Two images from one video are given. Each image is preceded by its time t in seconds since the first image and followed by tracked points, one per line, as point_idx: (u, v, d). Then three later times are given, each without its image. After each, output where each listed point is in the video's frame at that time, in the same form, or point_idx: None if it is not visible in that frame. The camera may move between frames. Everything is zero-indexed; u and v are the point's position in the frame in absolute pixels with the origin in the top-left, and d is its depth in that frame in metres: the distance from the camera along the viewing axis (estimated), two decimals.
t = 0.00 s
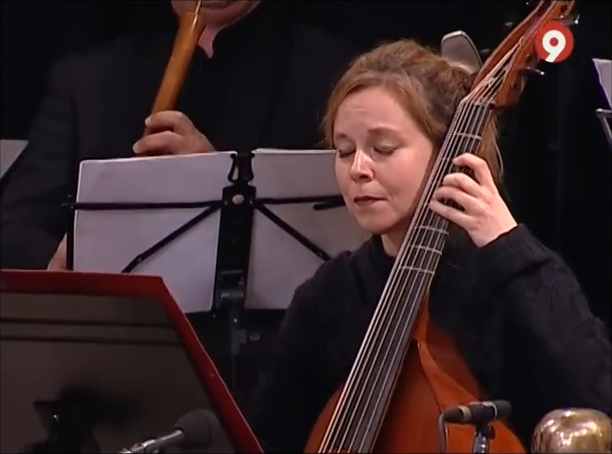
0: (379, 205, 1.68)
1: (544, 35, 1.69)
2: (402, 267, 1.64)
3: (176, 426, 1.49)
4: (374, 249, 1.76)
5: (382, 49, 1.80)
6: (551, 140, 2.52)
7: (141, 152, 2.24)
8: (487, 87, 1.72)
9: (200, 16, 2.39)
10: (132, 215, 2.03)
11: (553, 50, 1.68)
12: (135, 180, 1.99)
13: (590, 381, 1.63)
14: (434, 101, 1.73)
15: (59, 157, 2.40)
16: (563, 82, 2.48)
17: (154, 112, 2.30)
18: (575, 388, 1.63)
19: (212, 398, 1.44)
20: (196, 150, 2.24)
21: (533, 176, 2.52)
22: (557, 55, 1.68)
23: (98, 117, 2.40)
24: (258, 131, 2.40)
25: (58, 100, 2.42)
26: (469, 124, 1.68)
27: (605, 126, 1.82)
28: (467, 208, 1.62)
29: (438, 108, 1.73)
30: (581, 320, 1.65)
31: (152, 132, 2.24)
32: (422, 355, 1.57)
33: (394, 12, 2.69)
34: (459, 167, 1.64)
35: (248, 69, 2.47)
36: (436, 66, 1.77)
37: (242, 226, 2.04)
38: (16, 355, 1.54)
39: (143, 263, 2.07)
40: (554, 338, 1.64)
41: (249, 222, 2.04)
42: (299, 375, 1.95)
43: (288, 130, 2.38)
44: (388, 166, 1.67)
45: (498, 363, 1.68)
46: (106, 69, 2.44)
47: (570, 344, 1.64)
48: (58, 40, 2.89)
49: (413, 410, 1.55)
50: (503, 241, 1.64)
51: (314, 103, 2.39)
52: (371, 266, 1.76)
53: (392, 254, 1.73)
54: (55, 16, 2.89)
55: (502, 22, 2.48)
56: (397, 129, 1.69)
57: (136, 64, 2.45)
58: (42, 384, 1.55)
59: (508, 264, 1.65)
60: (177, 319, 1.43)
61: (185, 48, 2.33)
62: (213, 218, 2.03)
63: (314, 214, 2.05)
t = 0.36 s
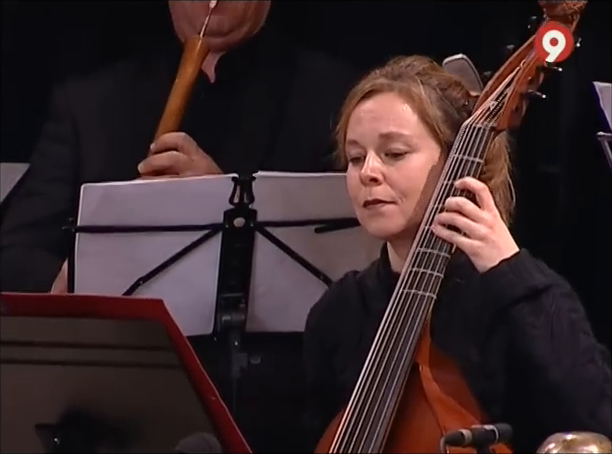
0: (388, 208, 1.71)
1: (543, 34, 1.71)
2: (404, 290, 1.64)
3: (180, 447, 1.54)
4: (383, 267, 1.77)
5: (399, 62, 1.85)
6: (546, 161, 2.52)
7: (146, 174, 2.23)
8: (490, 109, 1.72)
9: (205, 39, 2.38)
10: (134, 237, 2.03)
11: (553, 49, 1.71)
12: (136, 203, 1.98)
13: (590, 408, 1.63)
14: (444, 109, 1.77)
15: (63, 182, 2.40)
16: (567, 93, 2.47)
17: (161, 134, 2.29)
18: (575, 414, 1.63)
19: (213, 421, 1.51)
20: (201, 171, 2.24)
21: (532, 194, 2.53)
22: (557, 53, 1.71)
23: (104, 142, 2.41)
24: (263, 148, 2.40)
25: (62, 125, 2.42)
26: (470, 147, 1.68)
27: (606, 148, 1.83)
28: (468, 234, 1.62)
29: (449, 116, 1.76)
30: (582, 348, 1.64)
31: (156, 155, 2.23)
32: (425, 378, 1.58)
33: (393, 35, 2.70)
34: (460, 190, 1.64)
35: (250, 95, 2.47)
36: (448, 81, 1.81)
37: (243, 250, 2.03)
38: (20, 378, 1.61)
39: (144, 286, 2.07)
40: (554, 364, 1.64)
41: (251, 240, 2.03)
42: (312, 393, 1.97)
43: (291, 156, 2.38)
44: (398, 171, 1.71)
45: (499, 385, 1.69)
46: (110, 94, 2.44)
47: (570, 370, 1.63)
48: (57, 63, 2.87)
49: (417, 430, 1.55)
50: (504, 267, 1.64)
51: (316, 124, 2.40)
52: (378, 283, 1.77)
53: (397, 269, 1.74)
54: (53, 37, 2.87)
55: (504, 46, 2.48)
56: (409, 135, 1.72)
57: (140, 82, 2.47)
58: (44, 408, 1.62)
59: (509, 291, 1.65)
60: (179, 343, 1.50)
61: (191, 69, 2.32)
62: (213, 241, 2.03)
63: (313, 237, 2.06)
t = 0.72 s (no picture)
0: (397, 224, 1.72)
1: (543, 34, 1.69)
2: (406, 309, 1.64)
3: None
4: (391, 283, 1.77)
5: (406, 79, 1.85)
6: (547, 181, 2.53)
7: (150, 194, 2.23)
8: (492, 128, 1.72)
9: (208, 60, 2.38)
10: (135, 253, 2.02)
11: (552, 49, 1.69)
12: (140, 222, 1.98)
13: (591, 429, 1.63)
14: (452, 124, 1.77)
15: (64, 202, 2.37)
16: (571, 110, 2.46)
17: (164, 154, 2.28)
18: (576, 435, 1.63)
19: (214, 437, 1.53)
20: (204, 191, 2.24)
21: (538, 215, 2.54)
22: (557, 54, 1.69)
23: (105, 162, 2.39)
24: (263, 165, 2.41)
25: (59, 143, 2.41)
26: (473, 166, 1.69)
27: (606, 167, 1.85)
28: (472, 253, 1.63)
29: (457, 131, 1.77)
30: (586, 369, 1.64)
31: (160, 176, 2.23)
32: (428, 397, 1.57)
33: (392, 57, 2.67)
34: (463, 209, 1.65)
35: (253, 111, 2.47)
36: (456, 96, 1.82)
37: (245, 268, 2.03)
38: (22, 396, 1.62)
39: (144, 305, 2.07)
40: (556, 385, 1.64)
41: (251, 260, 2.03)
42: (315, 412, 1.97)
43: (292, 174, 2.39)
44: (406, 187, 1.71)
45: (503, 401, 1.68)
46: (110, 114, 2.42)
47: (572, 391, 1.63)
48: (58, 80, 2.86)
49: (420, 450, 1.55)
50: (507, 288, 1.65)
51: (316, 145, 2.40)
52: (387, 297, 1.77)
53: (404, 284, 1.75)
54: (55, 52, 2.80)
55: (506, 65, 2.48)
56: (417, 151, 1.73)
57: (142, 107, 2.45)
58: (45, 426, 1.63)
59: (513, 312, 1.65)
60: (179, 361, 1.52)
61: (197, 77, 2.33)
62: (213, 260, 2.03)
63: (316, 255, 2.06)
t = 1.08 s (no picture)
0: (402, 240, 1.71)
1: (543, 34, 1.74)
2: (410, 326, 1.64)
3: None
4: (397, 298, 1.76)
5: (410, 94, 1.85)
6: (553, 198, 2.49)
7: (153, 198, 2.22)
8: (497, 145, 1.72)
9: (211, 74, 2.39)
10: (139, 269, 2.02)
11: (553, 49, 1.74)
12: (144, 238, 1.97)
13: (600, 441, 1.58)
14: (456, 140, 1.77)
15: (62, 208, 2.40)
16: (573, 128, 2.46)
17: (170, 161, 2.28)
18: (585, 446, 1.59)
19: None
20: (209, 196, 2.23)
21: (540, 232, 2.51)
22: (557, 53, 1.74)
23: (108, 174, 2.41)
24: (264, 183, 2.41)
25: (61, 152, 2.43)
26: (478, 182, 1.68)
27: (607, 184, 1.84)
28: (479, 268, 1.61)
29: (461, 147, 1.76)
30: (594, 381, 1.60)
31: (165, 178, 2.22)
32: (433, 414, 1.56)
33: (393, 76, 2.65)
34: (468, 224, 1.63)
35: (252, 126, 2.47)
36: (460, 111, 1.81)
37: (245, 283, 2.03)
38: (16, 414, 1.60)
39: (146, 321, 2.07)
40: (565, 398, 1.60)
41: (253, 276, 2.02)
42: (317, 429, 1.96)
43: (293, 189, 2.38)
44: (412, 203, 1.71)
45: (509, 416, 1.67)
46: (112, 125, 2.45)
47: (581, 403, 1.59)
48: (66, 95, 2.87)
49: None
50: (515, 302, 1.62)
51: (316, 160, 2.40)
52: (392, 313, 1.76)
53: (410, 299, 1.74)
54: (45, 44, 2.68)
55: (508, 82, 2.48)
56: (422, 168, 1.72)
57: (143, 117, 2.47)
58: (44, 444, 1.62)
59: (521, 325, 1.62)
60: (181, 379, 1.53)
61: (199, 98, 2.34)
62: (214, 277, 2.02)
63: (316, 271, 2.05)
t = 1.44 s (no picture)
0: (407, 266, 1.72)
1: (543, 34, 1.71)
2: (412, 345, 1.64)
3: None
4: (399, 317, 1.77)
5: (412, 112, 1.85)
6: (554, 216, 2.49)
7: (152, 221, 2.22)
8: (498, 165, 1.72)
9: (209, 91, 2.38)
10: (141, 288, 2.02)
11: (553, 50, 1.71)
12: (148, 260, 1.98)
13: None
14: (459, 161, 1.77)
15: (64, 226, 2.40)
16: (575, 146, 2.43)
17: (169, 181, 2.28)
18: None
19: None
20: (208, 217, 2.23)
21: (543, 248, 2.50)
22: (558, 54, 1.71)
23: (111, 191, 2.41)
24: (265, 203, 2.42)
25: (63, 169, 2.44)
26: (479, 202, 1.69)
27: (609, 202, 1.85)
28: (482, 290, 1.61)
29: (463, 169, 1.76)
30: (596, 402, 1.59)
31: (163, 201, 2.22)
32: (435, 434, 1.59)
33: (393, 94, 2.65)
34: (469, 245, 1.64)
35: (253, 140, 2.49)
36: (461, 130, 1.81)
37: (246, 303, 2.03)
38: (15, 435, 1.60)
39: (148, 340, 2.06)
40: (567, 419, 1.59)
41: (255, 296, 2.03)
42: (318, 448, 1.96)
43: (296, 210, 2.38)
44: (414, 227, 1.71)
45: (512, 435, 1.67)
46: (114, 142, 2.46)
47: (584, 424, 1.59)
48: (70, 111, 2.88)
49: None
50: (516, 322, 1.61)
51: (318, 180, 2.41)
52: (395, 331, 1.77)
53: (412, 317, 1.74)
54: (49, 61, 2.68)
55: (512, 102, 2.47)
56: (425, 190, 1.73)
57: (144, 129, 2.47)
58: None
59: (521, 346, 1.61)
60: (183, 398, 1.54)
61: (194, 119, 2.32)
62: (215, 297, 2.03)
63: (320, 290, 2.05)
